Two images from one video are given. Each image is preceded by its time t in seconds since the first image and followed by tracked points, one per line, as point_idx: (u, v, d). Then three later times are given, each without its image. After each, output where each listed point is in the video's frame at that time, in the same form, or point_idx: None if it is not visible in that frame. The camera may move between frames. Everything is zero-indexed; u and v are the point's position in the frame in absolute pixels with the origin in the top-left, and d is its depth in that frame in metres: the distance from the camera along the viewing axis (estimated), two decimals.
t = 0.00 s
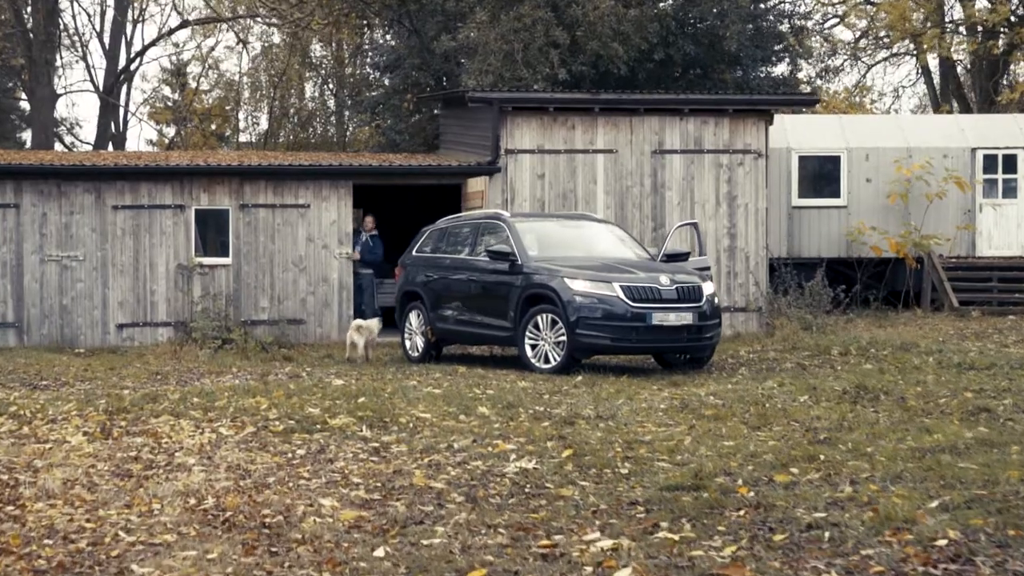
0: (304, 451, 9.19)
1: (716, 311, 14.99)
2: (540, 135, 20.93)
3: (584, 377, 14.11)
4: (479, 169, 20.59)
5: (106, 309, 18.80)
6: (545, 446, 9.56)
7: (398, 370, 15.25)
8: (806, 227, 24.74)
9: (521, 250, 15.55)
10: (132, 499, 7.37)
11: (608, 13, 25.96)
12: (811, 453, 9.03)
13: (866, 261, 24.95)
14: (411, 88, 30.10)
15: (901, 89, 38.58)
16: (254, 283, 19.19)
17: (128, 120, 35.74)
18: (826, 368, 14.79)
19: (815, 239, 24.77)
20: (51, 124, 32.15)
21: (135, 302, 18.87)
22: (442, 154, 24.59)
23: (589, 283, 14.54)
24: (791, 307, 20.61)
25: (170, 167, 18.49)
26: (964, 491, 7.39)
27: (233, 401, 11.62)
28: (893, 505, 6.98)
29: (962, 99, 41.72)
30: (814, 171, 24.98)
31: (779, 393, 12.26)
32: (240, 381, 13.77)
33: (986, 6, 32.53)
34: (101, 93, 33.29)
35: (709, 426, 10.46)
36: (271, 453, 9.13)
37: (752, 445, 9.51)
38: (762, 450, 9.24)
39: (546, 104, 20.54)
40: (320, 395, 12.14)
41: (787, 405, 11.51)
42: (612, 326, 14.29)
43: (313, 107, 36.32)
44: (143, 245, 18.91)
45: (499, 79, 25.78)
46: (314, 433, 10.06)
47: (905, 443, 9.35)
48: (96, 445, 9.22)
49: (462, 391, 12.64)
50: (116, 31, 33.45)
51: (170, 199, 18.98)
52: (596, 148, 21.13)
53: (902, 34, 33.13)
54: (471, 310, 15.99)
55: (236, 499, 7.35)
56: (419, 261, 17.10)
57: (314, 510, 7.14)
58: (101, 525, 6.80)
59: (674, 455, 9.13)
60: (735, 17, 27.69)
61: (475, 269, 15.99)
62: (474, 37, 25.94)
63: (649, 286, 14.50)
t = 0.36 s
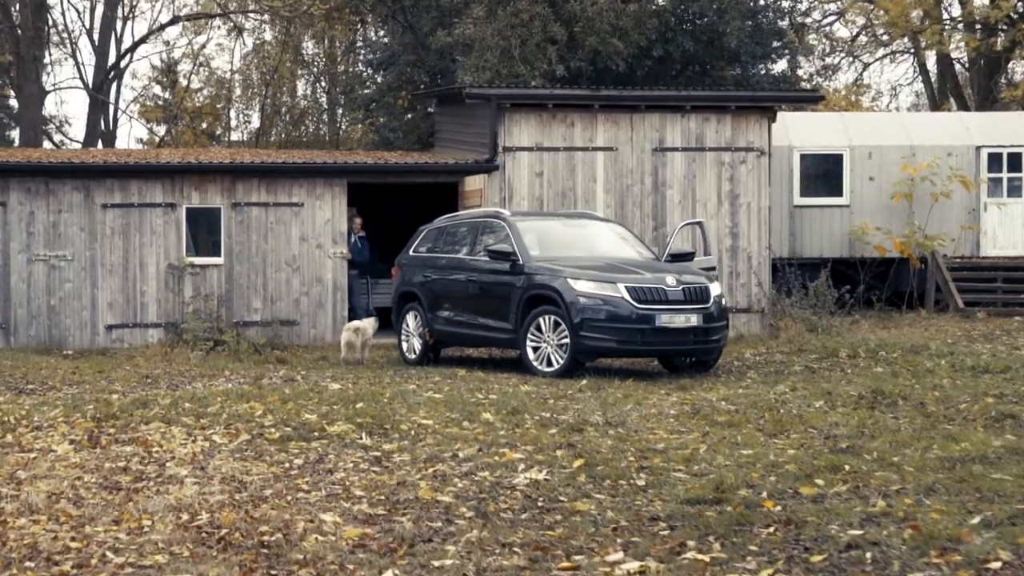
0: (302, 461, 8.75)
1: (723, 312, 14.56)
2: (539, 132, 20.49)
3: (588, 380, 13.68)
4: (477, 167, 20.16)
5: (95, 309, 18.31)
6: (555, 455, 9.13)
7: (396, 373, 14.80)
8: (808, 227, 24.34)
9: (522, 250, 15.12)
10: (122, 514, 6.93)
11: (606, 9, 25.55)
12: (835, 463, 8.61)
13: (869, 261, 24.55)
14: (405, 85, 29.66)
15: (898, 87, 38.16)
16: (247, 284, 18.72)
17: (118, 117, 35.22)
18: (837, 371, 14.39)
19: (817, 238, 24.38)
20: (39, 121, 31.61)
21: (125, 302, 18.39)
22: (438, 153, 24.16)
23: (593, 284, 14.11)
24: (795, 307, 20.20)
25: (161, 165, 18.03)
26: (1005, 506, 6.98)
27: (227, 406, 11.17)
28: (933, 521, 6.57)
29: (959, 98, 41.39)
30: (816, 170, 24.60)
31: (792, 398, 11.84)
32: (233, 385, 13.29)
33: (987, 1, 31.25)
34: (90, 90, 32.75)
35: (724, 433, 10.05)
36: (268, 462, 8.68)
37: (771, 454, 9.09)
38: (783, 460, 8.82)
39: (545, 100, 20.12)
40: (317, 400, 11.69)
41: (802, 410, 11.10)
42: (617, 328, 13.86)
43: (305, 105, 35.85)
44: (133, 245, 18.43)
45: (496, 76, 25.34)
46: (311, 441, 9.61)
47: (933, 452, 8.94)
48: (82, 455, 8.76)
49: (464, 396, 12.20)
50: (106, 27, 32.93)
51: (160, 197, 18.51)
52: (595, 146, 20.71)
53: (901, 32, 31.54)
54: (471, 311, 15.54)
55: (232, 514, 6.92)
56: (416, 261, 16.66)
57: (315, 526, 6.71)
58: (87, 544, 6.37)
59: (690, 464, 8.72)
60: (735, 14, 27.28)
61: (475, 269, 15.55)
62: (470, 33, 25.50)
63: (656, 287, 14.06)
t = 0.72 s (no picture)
0: (303, 469, 8.32)
1: (734, 312, 14.13)
2: (541, 128, 20.06)
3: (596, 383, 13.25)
4: (477, 164, 19.72)
5: (87, 309, 17.86)
6: (569, 463, 8.71)
7: (396, 375, 14.36)
8: (813, 225, 23.94)
9: (527, 248, 14.67)
10: (114, 530, 6.50)
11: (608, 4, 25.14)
12: (864, 471, 8.20)
13: (876, 260, 24.15)
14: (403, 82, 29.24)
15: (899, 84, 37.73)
16: (242, 283, 18.27)
17: (111, 114, 34.75)
18: (852, 374, 13.96)
19: (822, 237, 23.98)
20: (31, 118, 31.16)
21: (118, 303, 17.93)
22: (437, 150, 23.74)
23: (601, 283, 13.68)
24: (803, 306, 19.80)
25: (155, 162, 17.57)
26: None
27: (223, 411, 10.72)
28: (982, 537, 6.15)
29: (960, 95, 40.98)
30: (822, 167, 24.20)
31: (810, 401, 11.43)
32: (229, 388, 12.86)
33: None
34: (82, 86, 32.29)
35: (744, 440, 9.62)
36: (268, 471, 8.25)
37: (796, 462, 8.67)
38: (809, 468, 8.41)
39: (548, 95, 19.70)
40: (317, 404, 11.24)
41: (823, 414, 10.70)
42: (625, 329, 13.43)
43: (300, 103, 35.43)
44: (126, 243, 17.97)
45: (496, 71, 24.90)
46: (312, 448, 9.17)
47: (966, 460, 8.53)
48: (71, 463, 8.33)
49: (469, 399, 11.78)
50: (98, 22, 32.46)
51: (154, 194, 18.04)
52: (599, 142, 20.28)
53: (904, 27, 31.06)
54: (474, 311, 15.10)
55: (230, 529, 6.49)
56: (418, 259, 16.21)
57: (320, 542, 6.28)
58: (77, 564, 5.94)
59: (713, 473, 8.29)
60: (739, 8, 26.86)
61: (478, 268, 15.10)
62: (470, 27, 25.06)
63: (666, 286, 13.63)
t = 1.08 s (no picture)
0: (306, 481, 7.89)
1: (747, 314, 13.70)
2: (544, 126, 19.63)
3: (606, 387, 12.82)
4: (479, 162, 19.29)
5: (80, 311, 17.42)
6: (585, 474, 8.29)
7: (398, 379, 13.93)
8: (819, 225, 23.54)
9: (533, 248, 14.25)
10: (104, 550, 6.07)
11: None
12: (898, 482, 7.80)
13: (883, 260, 23.74)
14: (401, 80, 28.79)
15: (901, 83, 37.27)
16: (239, 284, 17.80)
17: (105, 113, 34.29)
18: (869, 378, 13.55)
19: (829, 237, 23.58)
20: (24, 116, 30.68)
21: (111, 304, 17.48)
22: (436, 148, 23.33)
23: (610, 284, 13.25)
24: (812, 307, 19.39)
25: (149, 159, 17.11)
26: None
27: (220, 418, 10.29)
28: None
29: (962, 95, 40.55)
30: (828, 166, 23.80)
31: (829, 407, 11.03)
32: (226, 392, 12.42)
33: None
34: (75, 84, 31.81)
35: (766, 449, 9.21)
36: (268, 483, 7.82)
37: (823, 473, 8.26)
38: (838, 479, 8.00)
39: (552, 93, 19.28)
40: (318, 411, 10.81)
41: (845, 420, 10.29)
42: (635, 332, 13.01)
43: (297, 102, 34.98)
44: (119, 243, 17.52)
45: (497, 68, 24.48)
46: (314, 457, 8.74)
47: (1003, 471, 8.13)
48: (61, 475, 7.89)
49: (475, 405, 11.35)
50: (92, 18, 32.01)
51: (148, 193, 17.59)
52: (602, 140, 19.86)
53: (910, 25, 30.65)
54: (477, 313, 14.68)
55: (230, 549, 6.07)
56: (419, 259, 15.78)
57: (326, 564, 5.86)
58: None
59: (737, 485, 7.88)
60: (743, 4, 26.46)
61: (482, 268, 14.69)
62: (471, 23, 24.63)
63: (677, 287, 13.20)
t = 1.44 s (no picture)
0: (312, 494, 7.46)
1: (762, 316, 13.29)
2: (548, 124, 19.21)
3: (617, 391, 12.40)
4: (482, 160, 18.82)
5: (75, 312, 16.97)
6: (606, 485, 7.87)
7: (402, 383, 13.50)
8: (827, 225, 23.15)
9: (542, 247, 13.83)
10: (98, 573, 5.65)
11: None
12: (938, 494, 7.39)
13: (893, 260, 23.34)
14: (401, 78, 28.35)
15: (904, 83, 36.79)
16: (237, 285, 17.35)
17: (101, 111, 33.84)
18: (888, 382, 13.14)
19: (836, 237, 23.18)
20: (18, 113, 30.20)
21: (107, 306, 17.04)
22: (437, 147, 22.95)
23: (621, 284, 12.83)
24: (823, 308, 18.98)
25: (145, 157, 16.67)
26: None
27: (219, 425, 9.85)
28: None
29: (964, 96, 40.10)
30: (836, 165, 23.40)
31: (852, 413, 10.63)
32: (225, 397, 11.98)
33: None
34: (70, 81, 31.32)
35: (792, 458, 8.79)
36: (272, 496, 7.40)
37: (856, 484, 7.86)
38: (875, 491, 7.60)
39: (557, 89, 18.86)
40: (321, 417, 10.37)
41: (872, 427, 9.88)
42: (647, 334, 12.59)
43: (294, 101, 34.54)
44: (115, 243, 17.08)
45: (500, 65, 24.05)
46: (319, 467, 8.32)
47: None
48: (53, 488, 7.47)
49: (485, 410, 10.93)
50: (87, 15, 31.57)
51: (144, 192, 17.15)
52: (608, 138, 19.43)
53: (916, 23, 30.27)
54: (483, 315, 14.24)
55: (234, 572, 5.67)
56: (423, 260, 15.35)
57: None
58: None
59: (767, 497, 7.47)
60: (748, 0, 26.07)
61: (488, 268, 14.27)
62: (472, 19, 24.21)
63: (690, 288, 12.79)
